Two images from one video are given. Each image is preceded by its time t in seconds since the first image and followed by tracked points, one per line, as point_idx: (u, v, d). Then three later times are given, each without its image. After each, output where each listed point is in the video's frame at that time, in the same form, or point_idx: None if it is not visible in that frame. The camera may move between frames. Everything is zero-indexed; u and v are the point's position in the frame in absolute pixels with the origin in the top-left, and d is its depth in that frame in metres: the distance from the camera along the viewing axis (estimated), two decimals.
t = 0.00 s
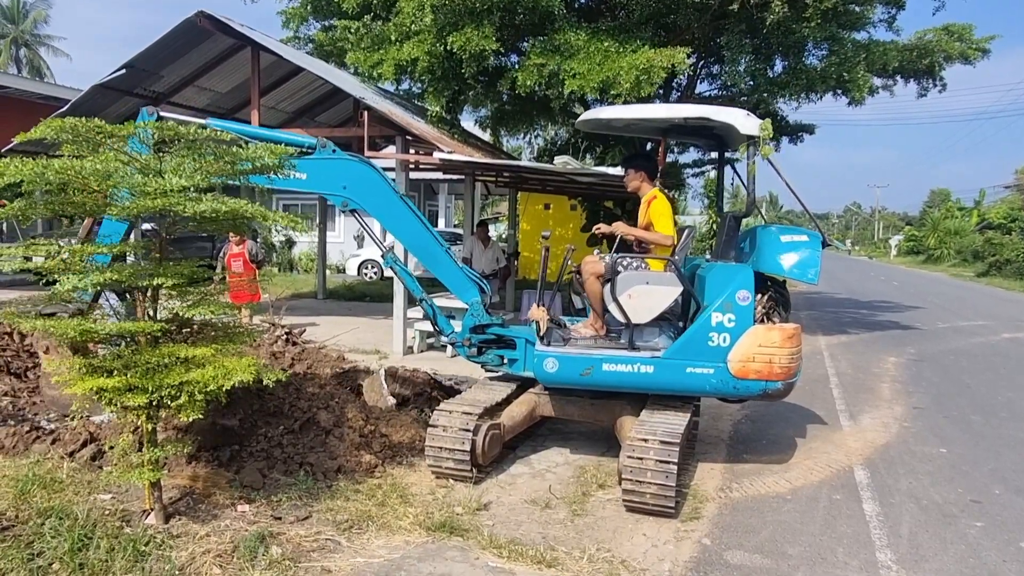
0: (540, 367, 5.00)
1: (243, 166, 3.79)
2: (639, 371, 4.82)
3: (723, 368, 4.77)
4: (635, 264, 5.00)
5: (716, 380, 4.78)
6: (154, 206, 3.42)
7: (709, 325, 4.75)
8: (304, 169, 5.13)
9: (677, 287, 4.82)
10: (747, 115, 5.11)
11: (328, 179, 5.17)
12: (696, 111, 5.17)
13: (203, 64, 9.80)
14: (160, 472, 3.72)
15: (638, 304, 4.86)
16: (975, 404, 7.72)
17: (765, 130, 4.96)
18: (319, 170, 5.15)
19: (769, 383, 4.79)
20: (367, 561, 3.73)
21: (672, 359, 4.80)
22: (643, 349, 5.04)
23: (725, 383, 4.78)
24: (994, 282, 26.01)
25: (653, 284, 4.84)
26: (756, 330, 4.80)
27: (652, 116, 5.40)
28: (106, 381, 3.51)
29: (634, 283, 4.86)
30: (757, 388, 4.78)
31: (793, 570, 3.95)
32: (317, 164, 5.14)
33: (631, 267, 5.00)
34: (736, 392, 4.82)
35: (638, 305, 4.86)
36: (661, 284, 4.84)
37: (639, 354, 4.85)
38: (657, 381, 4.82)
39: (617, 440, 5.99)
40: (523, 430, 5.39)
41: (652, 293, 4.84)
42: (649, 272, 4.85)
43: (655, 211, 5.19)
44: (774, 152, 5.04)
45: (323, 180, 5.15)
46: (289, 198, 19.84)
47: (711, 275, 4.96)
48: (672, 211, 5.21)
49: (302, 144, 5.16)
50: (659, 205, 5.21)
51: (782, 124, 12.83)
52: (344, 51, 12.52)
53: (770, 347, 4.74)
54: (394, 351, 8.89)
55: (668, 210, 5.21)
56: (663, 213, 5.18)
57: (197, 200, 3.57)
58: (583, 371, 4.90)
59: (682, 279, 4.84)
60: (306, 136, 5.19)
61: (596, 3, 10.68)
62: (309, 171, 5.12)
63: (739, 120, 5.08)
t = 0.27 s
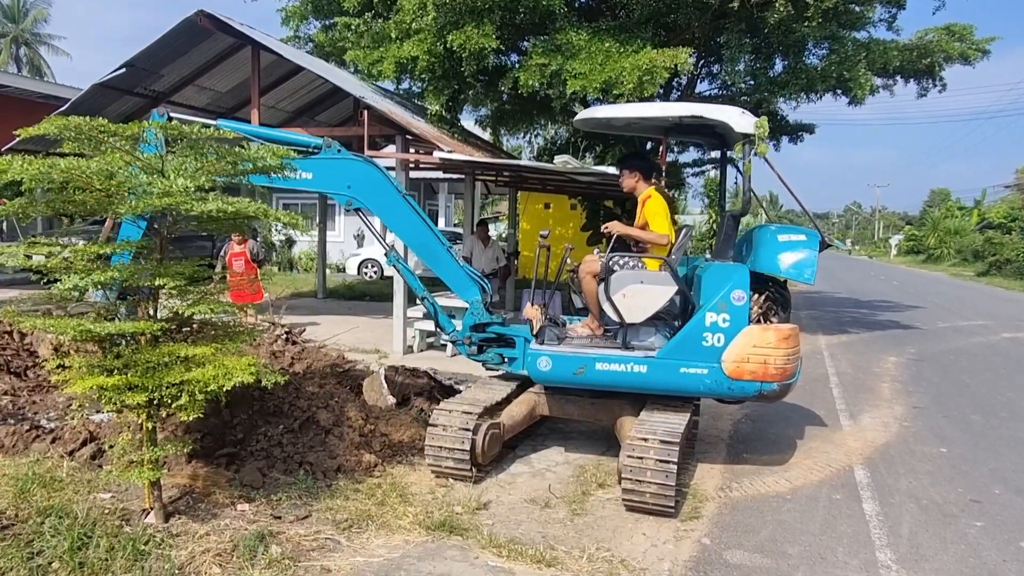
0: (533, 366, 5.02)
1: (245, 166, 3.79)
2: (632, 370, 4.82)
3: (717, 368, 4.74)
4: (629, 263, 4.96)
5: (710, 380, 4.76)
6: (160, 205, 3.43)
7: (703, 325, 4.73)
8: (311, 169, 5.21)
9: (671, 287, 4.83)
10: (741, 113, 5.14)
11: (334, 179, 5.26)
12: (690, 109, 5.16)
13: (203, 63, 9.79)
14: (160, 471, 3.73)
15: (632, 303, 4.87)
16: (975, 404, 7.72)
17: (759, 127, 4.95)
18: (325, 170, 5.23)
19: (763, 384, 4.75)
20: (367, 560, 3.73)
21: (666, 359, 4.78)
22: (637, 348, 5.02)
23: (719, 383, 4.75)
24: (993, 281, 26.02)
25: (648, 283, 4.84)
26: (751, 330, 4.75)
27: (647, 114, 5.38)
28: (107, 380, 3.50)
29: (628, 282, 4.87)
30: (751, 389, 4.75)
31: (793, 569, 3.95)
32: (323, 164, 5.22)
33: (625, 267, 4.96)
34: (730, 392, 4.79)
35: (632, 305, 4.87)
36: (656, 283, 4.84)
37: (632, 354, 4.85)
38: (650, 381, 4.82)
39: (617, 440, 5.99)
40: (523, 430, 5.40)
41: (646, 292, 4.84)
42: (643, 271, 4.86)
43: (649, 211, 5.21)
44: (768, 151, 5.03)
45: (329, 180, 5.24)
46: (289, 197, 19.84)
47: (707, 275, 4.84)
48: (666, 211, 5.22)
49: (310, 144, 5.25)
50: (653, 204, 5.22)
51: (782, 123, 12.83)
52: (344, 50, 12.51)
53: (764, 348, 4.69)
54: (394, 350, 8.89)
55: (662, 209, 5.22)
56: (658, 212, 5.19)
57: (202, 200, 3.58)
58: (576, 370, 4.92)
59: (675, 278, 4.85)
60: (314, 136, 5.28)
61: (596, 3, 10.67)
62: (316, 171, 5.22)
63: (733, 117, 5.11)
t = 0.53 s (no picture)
0: (525, 364, 5.03)
1: (246, 167, 3.79)
2: (622, 369, 4.82)
3: (708, 368, 4.71)
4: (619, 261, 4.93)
5: (701, 381, 4.74)
6: (167, 204, 3.45)
7: (694, 325, 4.71)
8: (322, 167, 5.30)
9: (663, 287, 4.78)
10: (734, 110, 5.13)
11: (342, 177, 5.32)
12: (680, 107, 5.12)
13: (203, 62, 9.79)
14: (160, 470, 3.72)
15: (624, 302, 4.86)
16: (974, 404, 7.72)
17: (753, 124, 4.98)
18: (334, 169, 5.30)
19: (755, 385, 4.70)
20: (367, 559, 3.74)
21: (656, 358, 4.78)
22: (629, 347, 5.00)
23: (710, 383, 4.73)
24: (993, 281, 26.05)
25: (639, 282, 4.82)
26: (743, 330, 4.71)
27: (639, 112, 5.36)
28: (107, 378, 3.50)
29: (621, 280, 4.85)
30: (743, 390, 4.71)
31: (792, 568, 3.96)
32: (332, 163, 5.29)
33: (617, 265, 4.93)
34: (722, 393, 4.75)
35: (623, 303, 4.86)
36: (648, 283, 4.82)
37: (624, 353, 4.86)
38: (640, 380, 4.82)
39: (616, 439, 5.99)
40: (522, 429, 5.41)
41: (637, 292, 4.83)
42: (635, 270, 4.84)
43: (644, 208, 5.23)
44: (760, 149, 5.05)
45: (338, 178, 5.31)
46: (289, 196, 19.85)
47: (702, 272, 4.86)
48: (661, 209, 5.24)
49: (321, 144, 5.32)
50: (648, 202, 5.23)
51: (782, 123, 12.83)
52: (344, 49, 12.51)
53: (755, 348, 4.65)
54: (394, 350, 8.89)
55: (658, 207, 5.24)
56: (652, 210, 5.21)
57: (207, 201, 3.59)
58: (567, 368, 4.93)
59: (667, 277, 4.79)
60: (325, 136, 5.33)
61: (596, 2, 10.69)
62: (326, 169, 5.29)
63: (725, 114, 5.09)
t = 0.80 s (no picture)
0: (518, 361, 5.06)
1: (247, 166, 3.81)
2: (613, 368, 4.83)
3: (699, 369, 4.68)
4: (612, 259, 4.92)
5: (692, 380, 4.71)
6: (168, 203, 3.45)
7: (685, 324, 4.69)
8: (333, 166, 5.46)
9: (655, 287, 4.82)
10: (725, 107, 5.10)
11: (352, 174, 5.47)
12: (670, 104, 5.12)
13: (202, 61, 9.79)
14: (160, 469, 3.72)
15: (616, 300, 4.88)
16: (974, 402, 7.73)
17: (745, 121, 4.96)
18: (345, 167, 5.46)
19: (747, 386, 4.64)
20: (367, 558, 3.74)
21: (647, 358, 4.77)
22: (621, 346, 5.00)
23: (701, 384, 4.69)
24: (993, 280, 26.05)
25: (632, 281, 4.85)
26: (734, 330, 4.66)
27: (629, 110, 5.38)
28: (108, 377, 3.50)
29: (614, 279, 4.88)
30: (734, 391, 4.65)
31: (792, 567, 3.96)
32: (343, 161, 5.46)
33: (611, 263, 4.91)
34: (714, 393, 4.71)
35: (615, 302, 4.88)
36: (640, 282, 4.84)
37: (615, 352, 4.86)
38: (630, 379, 4.81)
39: (616, 438, 6.00)
40: (521, 428, 5.42)
41: (629, 291, 4.85)
42: (629, 269, 4.86)
43: (639, 206, 5.20)
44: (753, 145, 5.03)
45: (348, 176, 5.46)
46: (289, 196, 19.85)
47: (695, 272, 4.84)
48: (657, 207, 5.19)
49: (332, 142, 5.51)
50: (644, 199, 5.21)
51: (782, 122, 12.84)
52: (344, 48, 12.51)
53: (746, 349, 4.59)
54: (394, 349, 8.90)
55: (654, 205, 5.19)
56: (648, 208, 5.17)
57: (208, 202, 3.62)
58: (559, 366, 4.95)
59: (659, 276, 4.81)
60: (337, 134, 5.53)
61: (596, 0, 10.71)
62: (337, 167, 5.46)
63: (716, 112, 5.08)
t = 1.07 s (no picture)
0: (510, 359, 5.10)
1: (246, 165, 3.83)
2: (603, 367, 4.84)
3: (688, 369, 4.67)
4: (605, 259, 4.98)
5: (681, 381, 4.70)
6: (163, 204, 3.45)
7: (674, 324, 4.70)
8: (342, 167, 5.72)
9: (647, 286, 4.79)
10: (716, 105, 5.12)
11: (362, 176, 5.72)
12: (661, 103, 5.19)
13: (202, 60, 9.79)
14: (160, 468, 3.73)
15: (608, 299, 4.87)
16: (974, 402, 7.73)
17: (735, 120, 4.97)
18: (353, 168, 5.71)
19: (736, 387, 4.62)
20: (367, 557, 3.74)
21: (637, 357, 4.77)
22: (613, 345, 4.95)
23: (690, 384, 4.68)
24: (995, 279, 26.06)
25: (624, 281, 4.83)
26: (724, 331, 4.65)
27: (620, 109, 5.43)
28: (108, 377, 3.51)
29: (605, 278, 4.88)
30: (723, 391, 4.63)
31: (791, 566, 3.96)
32: (352, 162, 5.71)
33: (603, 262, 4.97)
34: (703, 394, 4.69)
35: (607, 301, 4.86)
36: (632, 281, 4.82)
37: (606, 351, 4.87)
38: (621, 379, 4.82)
39: (616, 437, 6.00)
40: (521, 427, 5.43)
41: (622, 290, 4.82)
42: (622, 269, 4.85)
43: (634, 206, 5.21)
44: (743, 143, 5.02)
45: (358, 177, 5.71)
46: (290, 195, 19.85)
47: (686, 273, 4.85)
48: (652, 207, 5.20)
49: (342, 144, 5.77)
50: (640, 199, 5.22)
51: (782, 121, 12.83)
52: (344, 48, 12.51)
53: (735, 349, 4.57)
54: (394, 348, 8.90)
55: (650, 205, 5.21)
56: (642, 208, 5.18)
57: (202, 200, 3.59)
58: (550, 365, 4.97)
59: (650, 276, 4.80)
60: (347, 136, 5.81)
61: None
62: (347, 168, 5.71)
63: (706, 110, 5.10)
